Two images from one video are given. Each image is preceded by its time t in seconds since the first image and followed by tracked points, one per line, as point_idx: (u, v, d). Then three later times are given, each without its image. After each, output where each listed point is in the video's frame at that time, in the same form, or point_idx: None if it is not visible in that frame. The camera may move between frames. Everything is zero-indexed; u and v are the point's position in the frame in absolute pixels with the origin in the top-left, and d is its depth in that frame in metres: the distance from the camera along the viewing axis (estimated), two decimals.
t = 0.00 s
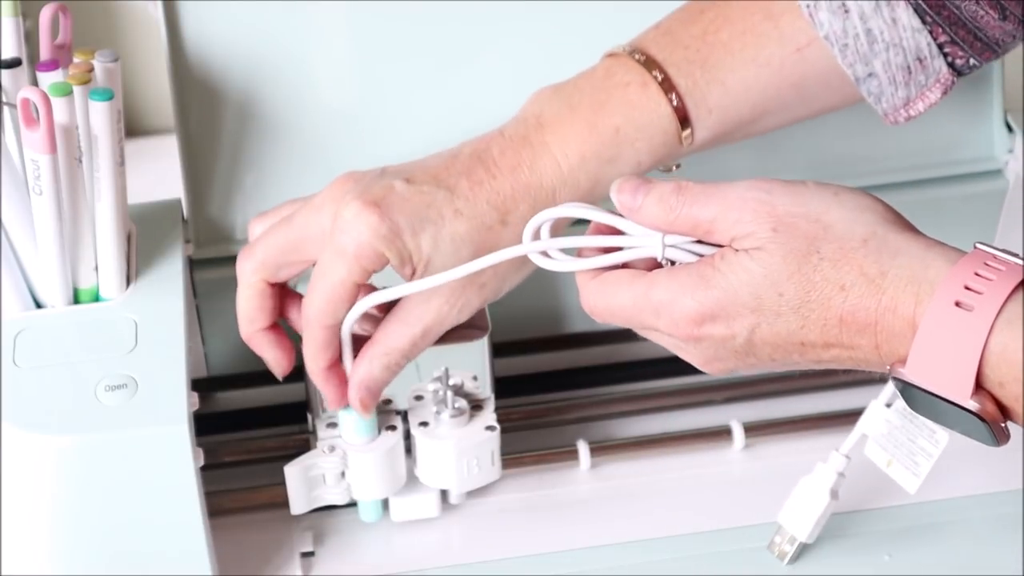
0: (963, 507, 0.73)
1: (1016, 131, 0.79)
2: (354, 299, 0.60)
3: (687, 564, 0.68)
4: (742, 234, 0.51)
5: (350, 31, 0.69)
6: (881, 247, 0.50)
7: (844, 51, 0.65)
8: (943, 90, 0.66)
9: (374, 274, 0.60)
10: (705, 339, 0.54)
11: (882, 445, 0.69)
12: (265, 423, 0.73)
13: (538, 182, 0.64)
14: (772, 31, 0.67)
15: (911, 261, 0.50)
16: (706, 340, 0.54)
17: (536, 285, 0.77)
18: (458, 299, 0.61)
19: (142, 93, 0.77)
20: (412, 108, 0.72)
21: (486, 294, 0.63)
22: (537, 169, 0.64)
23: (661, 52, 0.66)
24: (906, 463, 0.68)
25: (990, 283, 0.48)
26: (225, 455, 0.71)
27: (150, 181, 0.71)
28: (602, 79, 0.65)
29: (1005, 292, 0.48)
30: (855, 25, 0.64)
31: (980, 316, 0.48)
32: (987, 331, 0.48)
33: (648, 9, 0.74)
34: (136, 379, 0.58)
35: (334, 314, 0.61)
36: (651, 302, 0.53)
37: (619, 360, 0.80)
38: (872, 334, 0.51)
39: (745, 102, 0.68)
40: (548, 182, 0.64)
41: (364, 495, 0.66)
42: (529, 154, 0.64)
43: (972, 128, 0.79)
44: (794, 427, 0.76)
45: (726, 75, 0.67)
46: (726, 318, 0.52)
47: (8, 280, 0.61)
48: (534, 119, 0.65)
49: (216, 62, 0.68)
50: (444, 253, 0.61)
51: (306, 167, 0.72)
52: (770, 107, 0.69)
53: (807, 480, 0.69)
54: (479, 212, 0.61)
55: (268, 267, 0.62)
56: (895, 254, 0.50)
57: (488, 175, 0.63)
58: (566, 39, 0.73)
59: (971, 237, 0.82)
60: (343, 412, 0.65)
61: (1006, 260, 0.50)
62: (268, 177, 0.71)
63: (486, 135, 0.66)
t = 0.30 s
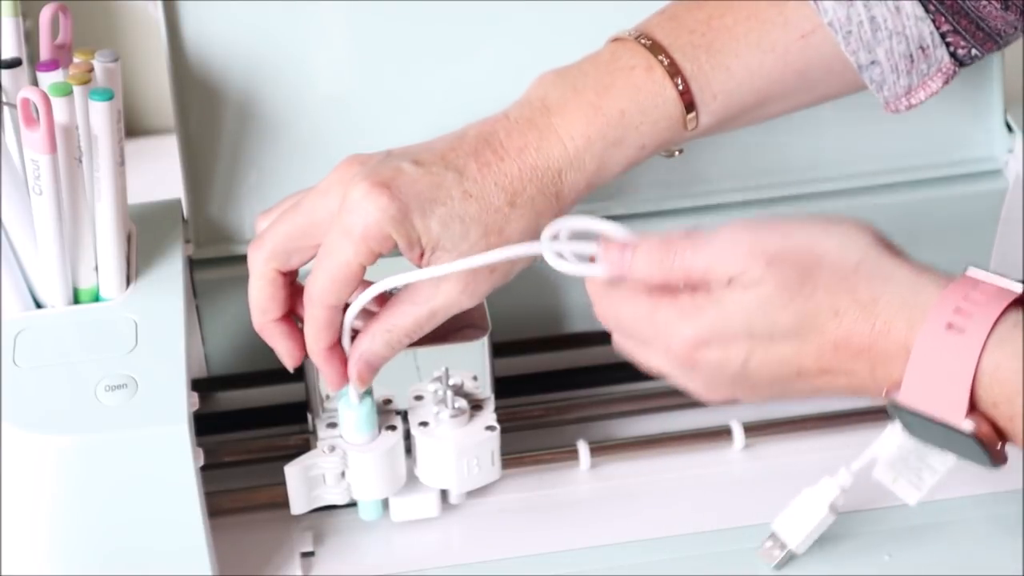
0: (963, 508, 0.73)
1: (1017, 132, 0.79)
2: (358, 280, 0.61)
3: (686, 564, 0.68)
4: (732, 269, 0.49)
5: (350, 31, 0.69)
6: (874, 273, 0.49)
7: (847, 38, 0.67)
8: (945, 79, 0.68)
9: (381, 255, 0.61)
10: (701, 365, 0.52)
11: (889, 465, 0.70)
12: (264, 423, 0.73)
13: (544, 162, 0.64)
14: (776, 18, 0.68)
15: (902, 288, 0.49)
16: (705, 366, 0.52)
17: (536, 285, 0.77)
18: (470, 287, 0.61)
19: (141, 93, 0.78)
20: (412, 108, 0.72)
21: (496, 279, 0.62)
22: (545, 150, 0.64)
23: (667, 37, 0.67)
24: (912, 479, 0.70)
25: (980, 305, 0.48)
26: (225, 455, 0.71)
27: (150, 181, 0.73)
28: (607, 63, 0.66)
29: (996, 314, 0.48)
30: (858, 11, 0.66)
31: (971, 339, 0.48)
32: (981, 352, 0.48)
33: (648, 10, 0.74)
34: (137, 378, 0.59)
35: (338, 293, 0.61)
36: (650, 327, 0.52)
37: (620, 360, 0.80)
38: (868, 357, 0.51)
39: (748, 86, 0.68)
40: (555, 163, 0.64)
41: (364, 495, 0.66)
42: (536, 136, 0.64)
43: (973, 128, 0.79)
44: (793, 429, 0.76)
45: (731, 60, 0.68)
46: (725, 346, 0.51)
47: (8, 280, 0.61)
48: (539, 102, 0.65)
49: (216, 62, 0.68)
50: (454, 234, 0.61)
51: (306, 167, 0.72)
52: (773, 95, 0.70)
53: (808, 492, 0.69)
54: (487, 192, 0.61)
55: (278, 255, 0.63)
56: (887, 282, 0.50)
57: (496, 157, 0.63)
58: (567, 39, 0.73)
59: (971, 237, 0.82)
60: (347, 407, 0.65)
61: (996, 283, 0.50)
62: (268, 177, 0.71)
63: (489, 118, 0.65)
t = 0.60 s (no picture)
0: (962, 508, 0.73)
1: (1016, 131, 0.79)
2: (356, 282, 0.62)
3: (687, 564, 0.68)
4: (622, 394, 0.54)
5: (350, 31, 0.69)
6: (755, 374, 0.52)
7: (847, 39, 0.67)
8: (945, 79, 0.68)
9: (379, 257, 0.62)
10: (623, 507, 0.54)
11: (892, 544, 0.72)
12: (264, 423, 0.73)
13: (544, 166, 0.64)
14: (776, 18, 0.68)
15: (781, 382, 0.51)
16: (625, 504, 0.54)
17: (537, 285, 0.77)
18: (467, 285, 0.63)
19: (141, 93, 0.78)
20: (412, 108, 0.72)
21: (494, 279, 0.64)
22: (544, 154, 0.64)
23: (666, 38, 0.67)
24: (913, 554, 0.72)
25: (855, 384, 0.49)
26: (225, 455, 0.71)
27: (150, 181, 0.74)
28: (606, 66, 0.66)
29: (870, 391, 0.48)
30: (857, 12, 0.66)
31: (853, 418, 0.48)
32: (863, 429, 0.47)
33: (647, 10, 0.74)
34: (137, 378, 0.59)
35: (336, 295, 0.62)
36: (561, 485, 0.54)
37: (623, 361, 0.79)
38: (763, 457, 0.51)
39: (748, 87, 0.68)
40: (555, 167, 0.65)
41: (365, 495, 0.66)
42: (536, 139, 0.65)
43: (973, 128, 0.79)
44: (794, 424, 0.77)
45: (731, 61, 0.68)
46: (636, 483, 0.53)
47: (8, 280, 0.61)
48: (540, 105, 0.66)
49: (215, 62, 0.68)
50: (453, 236, 0.61)
51: (306, 168, 0.72)
52: (772, 96, 0.70)
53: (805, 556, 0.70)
54: (487, 195, 0.62)
55: (279, 255, 0.63)
56: (761, 379, 0.52)
57: (496, 159, 0.63)
58: (567, 39, 0.73)
59: (970, 237, 0.82)
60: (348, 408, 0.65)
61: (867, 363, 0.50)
62: (268, 178, 0.71)
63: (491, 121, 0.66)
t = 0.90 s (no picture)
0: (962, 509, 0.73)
1: (1016, 131, 0.79)
2: (355, 283, 0.62)
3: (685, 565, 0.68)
4: (528, 416, 0.59)
5: (350, 31, 0.69)
6: (644, 393, 0.58)
7: (843, 42, 0.67)
8: (943, 78, 0.68)
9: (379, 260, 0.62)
10: (520, 531, 0.59)
11: None
12: (264, 423, 0.73)
13: (543, 171, 0.65)
14: (773, 21, 0.68)
15: (671, 400, 0.57)
16: (522, 528, 0.59)
17: (536, 284, 0.77)
18: (464, 289, 0.63)
19: (141, 93, 0.78)
20: (412, 108, 0.72)
21: (491, 283, 0.65)
22: (543, 160, 0.65)
23: (662, 42, 0.67)
24: None
25: (743, 405, 0.55)
26: (225, 455, 0.71)
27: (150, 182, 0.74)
28: (603, 72, 0.67)
29: (760, 407, 0.54)
30: (853, 14, 0.66)
31: (744, 429, 0.54)
32: (751, 445, 0.53)
33: (647, 10, 0.74)
34: (137, 378, 0.59)
35: (335, 297, 0.62)
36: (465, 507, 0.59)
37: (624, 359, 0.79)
38: (657, 472, 0.57)
39: (746, 92, 0.69)
40: (554, 173, 0.65)
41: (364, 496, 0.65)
42: (534, 146, 0.65)
43: (973, 128, 0.79)
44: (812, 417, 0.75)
45: (728, 64, 0.68)
46: (535, 506, 0.58)
47: (8, 279, 0.61)
48: (538, 111, 0.66)
49: (215, 62, 0.68)
50: (451, 240, 0.62)
51: (306, 168, 0.72)
52: (768, 100, 0.70)
53: None
54: (486, 200, 0.62)
55: (278, 261, 0.63)
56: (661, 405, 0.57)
57: (495, 164, 0.64)
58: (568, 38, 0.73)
59: (970, 237, 0.82)
60: (348, 411, 0.64)
61: (756, 381, 0.57)
62: (268, 178, 0.71)
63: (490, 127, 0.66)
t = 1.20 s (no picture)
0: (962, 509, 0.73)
1: (1017, 131, 0.79)
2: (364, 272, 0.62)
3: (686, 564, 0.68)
4: (518, 436, 0.60)
5: (351, 31, 0.69)
6: (623, 404, 0.59)
7: (845, 42, 0.67)
8: (944, 77, 0.68)
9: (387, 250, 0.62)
10: (518, 556, 0.61)
11: None
12: (267, 424, 0.73)
13: (550, 169, 0.65)
14: (774, 22, 0.68)
15: (649, 410, 0.58)
16: (520, 554, 0.60)
17: (537, 285, 0.77)
18: (469, 283, 0.63)
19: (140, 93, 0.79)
20: (412, 108, 0.72)
21: (496, 280, 0.65)
22: (550, 158, 0.65)
23: (665, 46, 0.68)
24: None
25: (723, 415, 0.56)
26: (225, 455, 0.71)
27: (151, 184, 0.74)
28: (608, 75, 0.67)
29: (740, 415, 0.55)
30: (854, 15, 0.66)
31: (727, 441, 0.55)
32: (733, 456, 0.55)
33: (647, 10, 0.74)
34: (137, 378, 0.59)
35: (343, 287, 0.62)
36: (461, 536, 0.60)
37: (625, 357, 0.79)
38: (646, 486, 0.58)
39: (748, 94, 0.69)
40: (560, 171, 0.65)
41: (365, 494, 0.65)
42: (542, 144, 0.65)
43: (973, 128, 0.79)
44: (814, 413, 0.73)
45: (730, 65, 0.68)
46: (531, 533, 0.60)
47: (8, 280, 0.61)
48: (545, 114, 0.67)
49: (215, 62, 0.68)
50: (458, 231, 0.62)
51: (306, 169, 0.72)
52: (770, 100, 0.70)
53: None
54: (494, 193, 0.63)
55: (287, 253, 0.63)
56: (652, 414, 0.58)
57: (504, 160, 0.64)
58: (568, 38, 0.73)
59: (970, 237, 0.82)
60: (350, 409, 0.64)
61: (733, 388, 0.58)
62: (268, 177, 0.71)
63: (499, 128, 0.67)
